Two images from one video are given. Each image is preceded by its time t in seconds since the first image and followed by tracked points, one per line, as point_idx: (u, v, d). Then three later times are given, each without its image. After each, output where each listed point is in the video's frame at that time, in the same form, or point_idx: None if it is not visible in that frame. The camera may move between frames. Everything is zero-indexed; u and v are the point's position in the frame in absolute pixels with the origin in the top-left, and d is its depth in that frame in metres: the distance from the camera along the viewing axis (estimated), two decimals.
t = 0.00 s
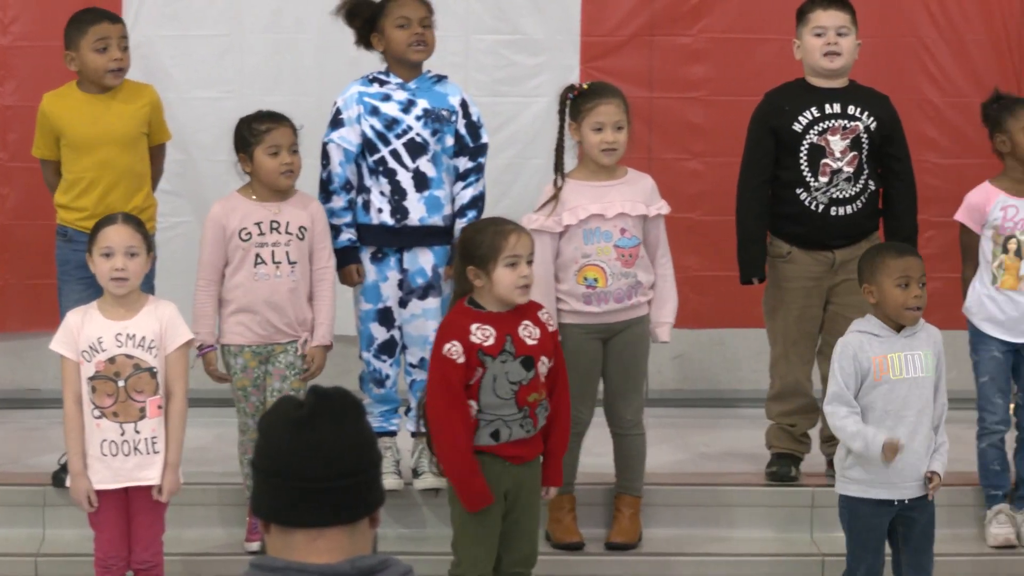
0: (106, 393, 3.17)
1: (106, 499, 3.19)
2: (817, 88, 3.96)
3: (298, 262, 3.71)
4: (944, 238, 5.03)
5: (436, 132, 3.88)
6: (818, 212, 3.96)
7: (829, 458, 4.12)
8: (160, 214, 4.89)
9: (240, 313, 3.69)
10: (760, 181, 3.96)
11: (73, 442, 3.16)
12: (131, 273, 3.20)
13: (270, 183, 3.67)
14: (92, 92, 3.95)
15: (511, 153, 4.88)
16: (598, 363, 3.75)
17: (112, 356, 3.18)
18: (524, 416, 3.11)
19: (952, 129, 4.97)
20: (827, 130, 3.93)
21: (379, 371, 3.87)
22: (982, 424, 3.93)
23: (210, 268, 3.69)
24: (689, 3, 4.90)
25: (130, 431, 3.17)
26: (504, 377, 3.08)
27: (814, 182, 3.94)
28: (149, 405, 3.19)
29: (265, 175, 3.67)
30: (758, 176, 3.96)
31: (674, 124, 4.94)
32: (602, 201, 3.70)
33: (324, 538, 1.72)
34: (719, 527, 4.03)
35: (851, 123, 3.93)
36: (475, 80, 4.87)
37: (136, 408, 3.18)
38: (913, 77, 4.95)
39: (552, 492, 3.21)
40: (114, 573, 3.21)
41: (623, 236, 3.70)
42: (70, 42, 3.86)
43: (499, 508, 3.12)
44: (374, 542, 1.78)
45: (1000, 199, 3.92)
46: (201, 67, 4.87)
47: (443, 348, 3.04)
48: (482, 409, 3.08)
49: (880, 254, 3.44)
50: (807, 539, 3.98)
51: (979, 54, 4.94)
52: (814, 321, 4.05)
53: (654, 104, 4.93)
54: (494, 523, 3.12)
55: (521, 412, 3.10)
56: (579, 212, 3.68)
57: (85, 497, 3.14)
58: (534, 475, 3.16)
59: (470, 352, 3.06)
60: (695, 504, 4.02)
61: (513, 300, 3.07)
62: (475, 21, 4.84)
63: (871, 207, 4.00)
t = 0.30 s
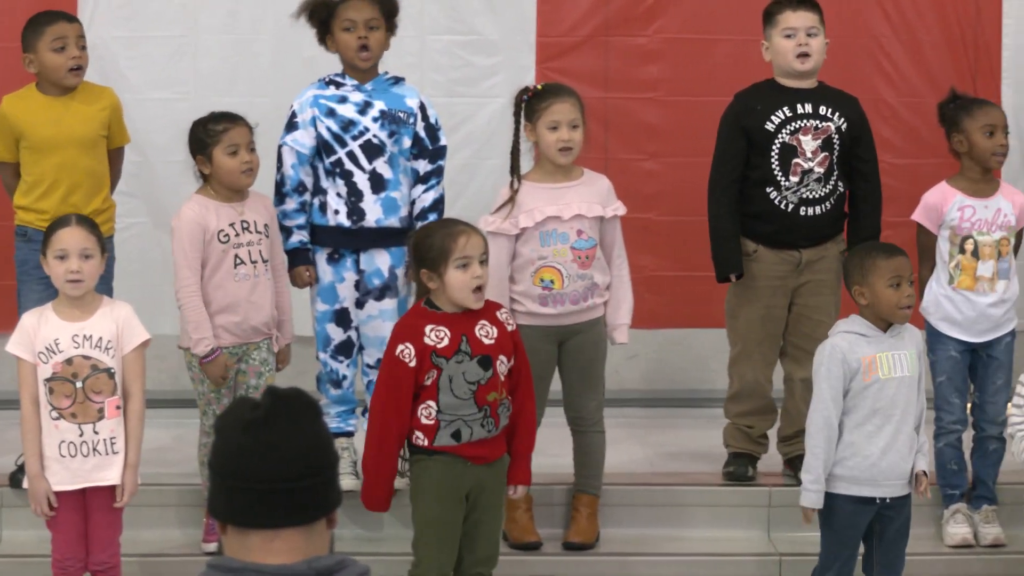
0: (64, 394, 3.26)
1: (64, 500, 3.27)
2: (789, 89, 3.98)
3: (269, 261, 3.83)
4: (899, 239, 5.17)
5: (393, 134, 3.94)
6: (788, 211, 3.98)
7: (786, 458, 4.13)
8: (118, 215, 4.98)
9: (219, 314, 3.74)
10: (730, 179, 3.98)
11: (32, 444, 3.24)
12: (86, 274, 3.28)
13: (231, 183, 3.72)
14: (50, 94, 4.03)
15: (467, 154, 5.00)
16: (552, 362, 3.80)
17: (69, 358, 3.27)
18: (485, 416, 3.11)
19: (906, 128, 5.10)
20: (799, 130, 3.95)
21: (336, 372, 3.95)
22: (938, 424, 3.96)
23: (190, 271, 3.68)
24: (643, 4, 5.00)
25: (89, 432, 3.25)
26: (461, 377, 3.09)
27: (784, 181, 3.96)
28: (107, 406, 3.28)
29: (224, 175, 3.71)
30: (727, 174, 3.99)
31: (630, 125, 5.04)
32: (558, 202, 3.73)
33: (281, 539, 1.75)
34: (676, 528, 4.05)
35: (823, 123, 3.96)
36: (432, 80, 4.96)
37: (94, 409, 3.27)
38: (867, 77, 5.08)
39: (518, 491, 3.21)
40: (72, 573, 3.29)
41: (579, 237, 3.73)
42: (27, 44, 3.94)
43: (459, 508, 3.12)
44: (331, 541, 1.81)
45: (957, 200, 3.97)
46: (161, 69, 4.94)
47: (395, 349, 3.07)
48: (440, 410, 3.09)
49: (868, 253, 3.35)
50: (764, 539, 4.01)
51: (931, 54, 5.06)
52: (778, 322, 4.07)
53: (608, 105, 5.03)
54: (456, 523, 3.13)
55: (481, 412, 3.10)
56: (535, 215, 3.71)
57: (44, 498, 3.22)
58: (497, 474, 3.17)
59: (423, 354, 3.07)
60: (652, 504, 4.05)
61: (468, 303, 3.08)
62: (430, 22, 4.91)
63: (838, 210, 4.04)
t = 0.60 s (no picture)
0: (23, 395, 3.28)
1: (23, 502, 3.30)
2: (748, 88, 4.02)
3: (226, 262, 3.85)
4: (857, 238, 5.31)
5: (354, 135, 3.99)
6: (750, 210, 4.01)
7: (746, 458, 4.17)
8: (76, 216, 5.06)
9: (176, 316, 3.77)
10: (694, 180, 4.00)
11: None
12: (44, 274, 3.32)
13: (188, 185, 3.73)
14: (7, 92, 4.08)
15: (427, 154, 5.10)
16: (515, 361, 3.81)
17: (28, 358, 3.30)
18: (459, 415, 3.11)
19: (865, 127, 5.22)
20: (759, 128, 3.99)
21: (297, 373, 3.97)
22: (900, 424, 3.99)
23: (144, 274, 3.71)
24: (603, 5, 5.08)
25: (49, 432, 3.29)
26: (441, 374, 3.07)
27: (745, 180, 4.00)
28: (66, 406, 3.32)
29: (182, 177, 3.73)
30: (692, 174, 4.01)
31: (590, 125, 5.13)
32: (520, 202, 3.76)
33: (240, 540, 1.79)
34: (635, 528, 4.09)
35: (783, 121, 4.00)
36: (392, 81, 5.07)
37: (53, 409, 3.30)
38: (826, 76, 5.19)
39: (477, 491, 3.21)
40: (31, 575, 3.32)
41: (541, 237, 3.77)
42: None
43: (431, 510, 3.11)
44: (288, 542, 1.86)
45: (917, 199, 4.01)
46: (122, 69, 5.04)
47: (381, 349, 3.01)
48: (421, 411, 3.06)
49: (825, 259, 3.36)
50: (724, 539, 4.04)
51: (890, 53, 5.19)
52: (739, 323, 4.10)
53: (568, 105, 5.11)
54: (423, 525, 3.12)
55: (457, 410, 3.11)
56: (497, 214, 3.74)
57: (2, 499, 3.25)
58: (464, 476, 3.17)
59: (407, 352, 3.03)
60: (613, 504, 4.08)
61: (438, 299, 3.07)
62: (390, 23, 5.02)
63: (800, 208, 4.08)
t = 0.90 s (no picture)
0: None
1: None
2: (692, 91, 4.03)
3: (153, 268, 3.78)
4: (806, 240, 5.32)
5: (303, 137, 3.97)
6: (692, 211, 4.01)
7: (696, 459, 4.16)
8: (25, 219, 5.07)
9: (100, 318, 3.77)
10: (639, 181, 3.99)
11: None
12: None
13: (126, 188, 3.73)
14: None
15: (377, 156, 5.11)
16: (460, 363, 3.79)
17: None
18: (403, 419, 3.10)
19: (814, 129, 5.27)
20: (701, 129, 3.99)
21: (246, 376, 3.94)
22: (849, 425, 3.94)
23: (71, 273, 3.78)
24: (553, 6, 5.11)
25: None
26: (383, 379, 3.05)
27: (687, 182, 4.00)
28: (15, 408, 3.32)
29: (120, 180, 3.73)
30: (636, 175, 4.00)
31: (540, 126, 5.16)
32: (468, 205, 3.75)
33: (191, 542, 1.79)
34: (586, 529, 4.07)
35: (724, 123, 4.00)
36: (342, 83, 5.06)
37: (3, 411, 3.31)
38: (774, 79, 5.23)
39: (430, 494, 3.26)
40: None
41: (488, 240, 3.75)
42: None
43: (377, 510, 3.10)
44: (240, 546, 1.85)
45: (868, 201, 3.97)
46: (75, 72, 5.05)
47: (325, 350, 3.01)
48: (364, 413, 3.06)
49: (767, 261, 3.37)
50: (673, 540, 4.03)
51: (838, 54, 5.24)
52: (685, 325, 4.09)
53: (518, 107, 5.15)
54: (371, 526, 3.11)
55: (401, 414, 3.09)
56: (445, 216, 3.73)
57: None
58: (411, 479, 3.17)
59: (352, 353, 3.03)
60: (561, 505, 4.06)
61: (382, 298, 3.06)
62: (340, 24, 5.03)
63: (742, 209, 4.07)
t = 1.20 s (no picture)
0: None
1: None
2: (621, 90, 4.03)
3: (92, 270, 3.79)
4: (746, 239, 5.30)
5: (243, 136, 3.99)
6: (627, 211, 4.02)
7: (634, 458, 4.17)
8: None
9: (36, 319, 3.78)
10: (573, 179, 4.00)
11: None
12: None
13: (66, 189, 3.74)
14: None
15: (316, 156, 5.09)
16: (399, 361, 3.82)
17: None
18: (343, 420, 3.12)
19: (755, 128, 5.25)
20: (634, 129, 4.00)
21: (186, 376, 3.98)
22: (788, 423, 3.95)
23: (10, 273, 3.79)
24: (493, 5, 5.09)
25: None
26: (319, 381, 3.09)
27: (622, 182, 4.01)
28: None
29: (61, 180, 3.74)
30: (569, 174, 4.01)
31: (478, 127, 5.12)
32: (405, 205, 3.75)
33: (131, 542, 1.75)
34: (530, 528, 4.07)
35: (658, 122, 4.01)
36: (281, 83, 5.04)
37: None
38: (714, 79, 5.21)
39: (384, 491, 3.20)
40: None
41: (424, 240, 3.75)
42: None
43: (316, 510, 3.14)
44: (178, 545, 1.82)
45: (806, 201, 3.98)
46: (15, 72, 5.03)
47: (256, 351, 3.05)
48: (299, 414, 3.09)
49: (694, 257, 3.31)
50: (615, 539, 4.04)
51: (779, 52, 5.22)
52: (622, 322, 4.10)
53: (457, 108, 5.11)
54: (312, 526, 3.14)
55: (340, 415, 3.12)
56: (381, 216, 3.73)
57: None
58: (359, 479, 3.20)
59: (284, 356, 3.07)
60: (502, 506, 4.06)
61: (324, 300, 3.08)
62: (280, 24, 5.01)
63: (677, 208, 4.09)
